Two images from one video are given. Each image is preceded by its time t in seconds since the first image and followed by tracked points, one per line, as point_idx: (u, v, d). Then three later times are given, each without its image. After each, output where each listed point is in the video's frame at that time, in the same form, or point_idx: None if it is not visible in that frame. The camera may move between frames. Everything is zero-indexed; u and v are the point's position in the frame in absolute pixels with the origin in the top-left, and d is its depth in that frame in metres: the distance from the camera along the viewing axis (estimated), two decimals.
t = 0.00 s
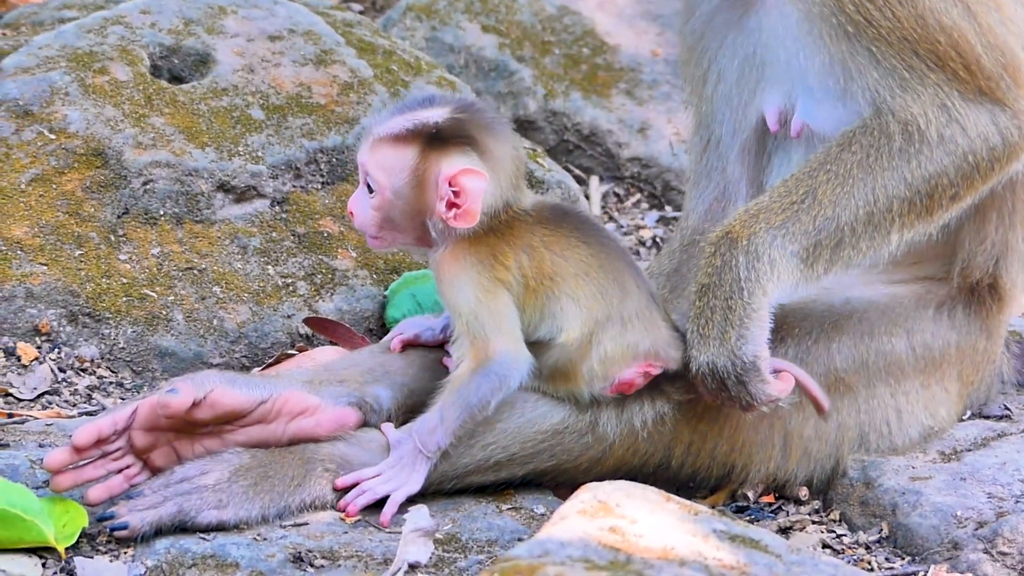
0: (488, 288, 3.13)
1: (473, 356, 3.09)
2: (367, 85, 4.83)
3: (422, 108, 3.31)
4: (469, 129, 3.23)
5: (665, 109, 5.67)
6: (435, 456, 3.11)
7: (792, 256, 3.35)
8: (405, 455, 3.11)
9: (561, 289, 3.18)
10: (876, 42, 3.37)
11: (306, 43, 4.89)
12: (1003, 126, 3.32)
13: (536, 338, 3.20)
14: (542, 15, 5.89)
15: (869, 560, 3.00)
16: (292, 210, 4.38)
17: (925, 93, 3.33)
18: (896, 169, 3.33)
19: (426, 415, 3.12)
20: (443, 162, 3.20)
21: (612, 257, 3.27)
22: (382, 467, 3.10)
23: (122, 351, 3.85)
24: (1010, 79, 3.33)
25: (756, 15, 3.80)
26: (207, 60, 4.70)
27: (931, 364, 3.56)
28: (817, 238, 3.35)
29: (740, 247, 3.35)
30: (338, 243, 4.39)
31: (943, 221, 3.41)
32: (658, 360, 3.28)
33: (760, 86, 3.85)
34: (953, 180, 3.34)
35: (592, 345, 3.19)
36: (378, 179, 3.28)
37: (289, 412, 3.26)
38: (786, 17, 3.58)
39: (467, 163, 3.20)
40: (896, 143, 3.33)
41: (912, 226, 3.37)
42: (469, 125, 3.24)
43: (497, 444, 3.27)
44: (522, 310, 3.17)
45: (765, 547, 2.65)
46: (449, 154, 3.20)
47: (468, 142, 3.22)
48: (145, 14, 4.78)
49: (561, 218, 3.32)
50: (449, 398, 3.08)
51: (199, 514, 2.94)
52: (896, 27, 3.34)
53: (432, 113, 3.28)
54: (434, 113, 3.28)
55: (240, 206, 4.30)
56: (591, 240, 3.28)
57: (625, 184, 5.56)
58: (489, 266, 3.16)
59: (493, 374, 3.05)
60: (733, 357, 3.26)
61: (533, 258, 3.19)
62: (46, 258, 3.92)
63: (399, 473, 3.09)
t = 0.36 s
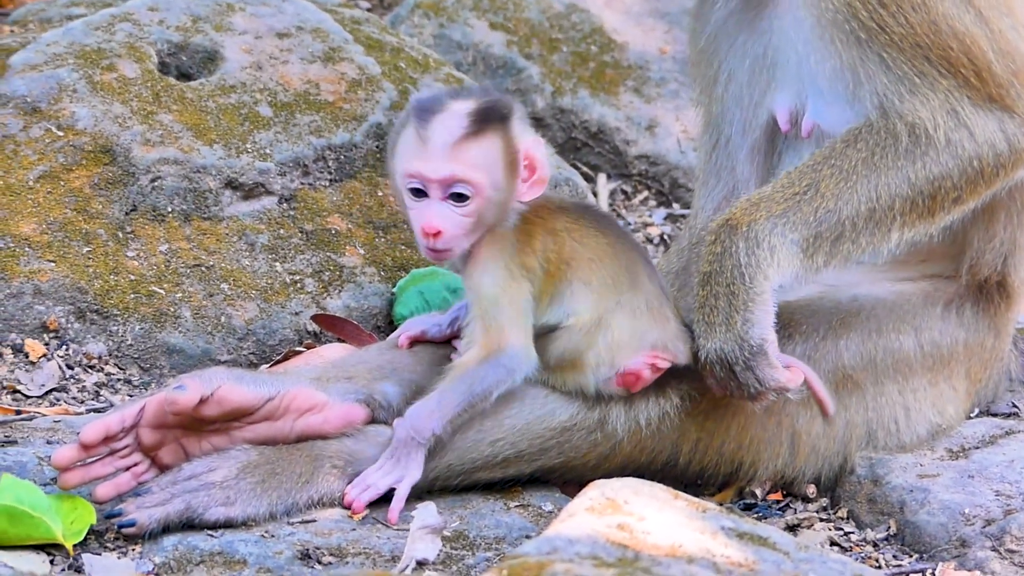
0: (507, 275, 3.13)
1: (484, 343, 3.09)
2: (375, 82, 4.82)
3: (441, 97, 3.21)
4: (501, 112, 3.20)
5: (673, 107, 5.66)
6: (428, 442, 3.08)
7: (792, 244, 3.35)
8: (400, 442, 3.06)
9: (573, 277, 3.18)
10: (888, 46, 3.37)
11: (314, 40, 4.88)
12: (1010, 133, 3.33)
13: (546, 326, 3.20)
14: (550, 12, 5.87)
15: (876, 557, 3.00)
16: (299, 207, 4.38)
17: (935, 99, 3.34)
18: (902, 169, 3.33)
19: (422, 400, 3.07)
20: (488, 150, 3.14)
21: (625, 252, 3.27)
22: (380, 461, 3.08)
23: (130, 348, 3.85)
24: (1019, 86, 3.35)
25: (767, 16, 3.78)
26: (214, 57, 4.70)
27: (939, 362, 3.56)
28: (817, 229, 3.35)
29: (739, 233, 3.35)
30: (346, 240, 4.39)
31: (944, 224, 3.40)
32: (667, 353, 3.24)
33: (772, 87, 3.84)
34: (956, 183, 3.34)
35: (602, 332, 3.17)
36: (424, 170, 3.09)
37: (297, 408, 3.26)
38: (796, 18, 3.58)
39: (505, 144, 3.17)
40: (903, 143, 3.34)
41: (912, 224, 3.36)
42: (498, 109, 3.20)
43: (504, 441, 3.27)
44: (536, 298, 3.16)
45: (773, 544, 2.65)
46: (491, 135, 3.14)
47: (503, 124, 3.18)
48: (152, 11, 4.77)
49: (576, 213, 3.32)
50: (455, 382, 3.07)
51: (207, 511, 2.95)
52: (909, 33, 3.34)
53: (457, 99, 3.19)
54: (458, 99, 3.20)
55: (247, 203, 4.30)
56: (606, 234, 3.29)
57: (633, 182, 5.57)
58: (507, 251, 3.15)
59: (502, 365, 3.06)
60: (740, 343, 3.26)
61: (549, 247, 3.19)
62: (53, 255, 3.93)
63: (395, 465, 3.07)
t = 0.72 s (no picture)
0: (531, 284, 3.20)
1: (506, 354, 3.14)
2: (382, 79, 4.82)
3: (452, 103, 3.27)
4: (512, 113, 3.27)
5: (679, 103, 5.65)
6: (445, 453, 3.09)
7: (798, 242, 3.34)
8: (415, 451, 3.08)
9: (587, 273, 3.24)
10: (895, 45, 3.37)
11: (320, 38, 4.88)
12: (1014, 131, 3.33)
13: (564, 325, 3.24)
14: (556, 9, 5.87)
15: (885, 554, 2.99)
16: (307, 205, 4.38)
17: (941, 96, 3.34)
18: (906, 168, 3.33)
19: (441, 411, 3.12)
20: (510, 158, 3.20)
21: (639, 246, 3.31)
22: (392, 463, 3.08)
23: (138, 346, 3.85)
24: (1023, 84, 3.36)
25: (773, 13, 3.78)
26: (221, 55, 4.70)
27: (947, 358, 3.56)
28: (823, 228, 3.34)
29: (745, 233, 3.35)
30: (353, 237, 4.39)
31: (949, 222, 3.40)
32: (680, 348, 3.23)
33: (777, 83, 3.83)
34: (961, 181, 3.34)
35: (613, 322, 3.19)
36: (451, 175, 3.13)
37: (306, 406, 3.25)
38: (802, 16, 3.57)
39: (522, 146, 3.24)
40: (907, 142, 3.34)
41: (917, 223, 3.36)
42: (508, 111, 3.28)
43: (512, 439, 3.26)
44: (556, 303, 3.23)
45: (781, 541, 2.65)
46: (507, 137, 3.21)
47: (516, 124, 3.25)
48: (159, 8, 4.77)
49: (595, 215, 3.38)
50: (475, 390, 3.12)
51: (215, 509, 2.95)
52: (914, 30, 3.35)
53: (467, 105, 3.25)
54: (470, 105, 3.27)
55: (255, 201, 4.30)
56: (623, 232, 3.33)
57: (639, 178, 5.55)
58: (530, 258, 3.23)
59: (522, 375, 3.11)
60: (752, 342, 3.25)
61: (567, 250, 3.27)
62: (61, 253, 3.93)
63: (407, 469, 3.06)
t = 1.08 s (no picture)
0: (539, 291, 3.19)
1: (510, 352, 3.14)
2: (386, 75, 4.82)
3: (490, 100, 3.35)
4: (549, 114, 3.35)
5: (684, 99, 5.61)
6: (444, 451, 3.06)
7: (804, 245, 3.33)
8: (413, 448, 3.06)
9: (592, 284, 3.21)
10: (900, 44, 3.36)
11: (324, 33, 4.88)
12: (1017, 130, 3.33)
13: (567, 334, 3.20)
14: (560, 5, 5.87)
15: (889, 549, 2.99)
16: (311, 200, 4.37)
17: (943, 96, 3.33)
18: (910, 168, 3.32)
19: (442, 409, 3.11)
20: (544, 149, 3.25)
21: (649, 259, 3.27)
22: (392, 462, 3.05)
23: (142, 342, 3.86)
24: None
25: (777, 10, 3.78)
26: (225, 51, 4.70)
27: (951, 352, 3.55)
28: (828, 230, 3.34)
29: (750, 235, 3.34)
30: (357, 233, 4.39)
31: (953, 222, 3.40)
32: (680, 369, 3.20)
33: (782, 79, 3.82)
34: (965, 181, 3.34)
35: (613, 339, 3.16)
36: (486, 155, 3.18)
37: (310, 402, 3.25)
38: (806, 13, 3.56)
39: (554, 142, 3.29)
40: (910, 143, 3.33)
41: (920, 223, 3.36)
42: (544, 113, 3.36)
43: (517, 436, 3.26)
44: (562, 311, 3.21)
45: (786, 536, 2.65)
46: (542, 128, 3.27)
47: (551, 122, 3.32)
48: (163, 4, 4.77)
49: (609, 222, 3.34)
50: (477, 388, 3.11)
51: (220, 505, 2.95)
52: (919, 28, 3.34)
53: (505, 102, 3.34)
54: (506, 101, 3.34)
55: (259, 196, 4.30)
56: (635, 242, 3.29)
57: (644, 174, 5.54)
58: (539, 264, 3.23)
59: (524, 375, 3.10)
60: (758, 345, 3.23)
61: (577, 257, 3.25)
62: (65, 249, 3.93)
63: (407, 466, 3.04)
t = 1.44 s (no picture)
0: (555, 287, 3.25)
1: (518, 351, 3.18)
2: (388, 70, 4.81)
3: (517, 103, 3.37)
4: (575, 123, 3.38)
5: (686, 93, 5.66)
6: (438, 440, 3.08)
7: (811, 247, 3.32)
8: (409, 435, 3.07)
9: (610, 273, 3.25)
10: (904, 41, 3.35)
11: (326, 29, 4.88)
12: (1020, 126, 3.33)
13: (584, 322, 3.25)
14: None
15: (892, 543, 2.98)
16: (312, 196, 4.36)
17: (945, 91, 3.33)
18: (914, 167, 3.32)
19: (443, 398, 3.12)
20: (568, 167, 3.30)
21: (672, 254, 3.29)
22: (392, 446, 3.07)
23: (144, 338, 3.86)
24: None
25: (778, 7, 3.76)
26: (227, 47, 4.69)
27: (955, 348, 3.54)
28: (834, 231, 3.33)
29: (758, 239, 3.33)
30: (359, 228, 4.39)
31: (958, 219, 3.40)
32: (693, 359, 3.20)
33: (784, 74, 3.78)
34: (970, 178, 3.34)
35: (628, 323, 3.18)
36: (511, 172, 3.22)
37: (313, 397, 3.25)
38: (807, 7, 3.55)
39: (576, 156, 3.32)
40: (914, 139, 3.33)
41: (925, 220, 3.36)
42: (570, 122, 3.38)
43: (520, 432, 3.23)
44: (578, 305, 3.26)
45: (788, 530, 2.64)
46: (566, 144, 3.30)
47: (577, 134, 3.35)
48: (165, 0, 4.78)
49: (637, 220, 3.37)
50: (480, 381, 3.15)
51: (222, 501, 2.94)
52: (919, 24, 3.33)
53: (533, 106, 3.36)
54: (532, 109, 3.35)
55: (261, 192, 4.30)
56: (660, 238, 3.32)
57: (647, 169, 5.55)
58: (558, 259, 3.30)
59: (527, 378, 3.14)
60: (766, 349, 3.20)
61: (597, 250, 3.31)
62: (67, 245, 3.93)
63: (401, 456, 3.06)
